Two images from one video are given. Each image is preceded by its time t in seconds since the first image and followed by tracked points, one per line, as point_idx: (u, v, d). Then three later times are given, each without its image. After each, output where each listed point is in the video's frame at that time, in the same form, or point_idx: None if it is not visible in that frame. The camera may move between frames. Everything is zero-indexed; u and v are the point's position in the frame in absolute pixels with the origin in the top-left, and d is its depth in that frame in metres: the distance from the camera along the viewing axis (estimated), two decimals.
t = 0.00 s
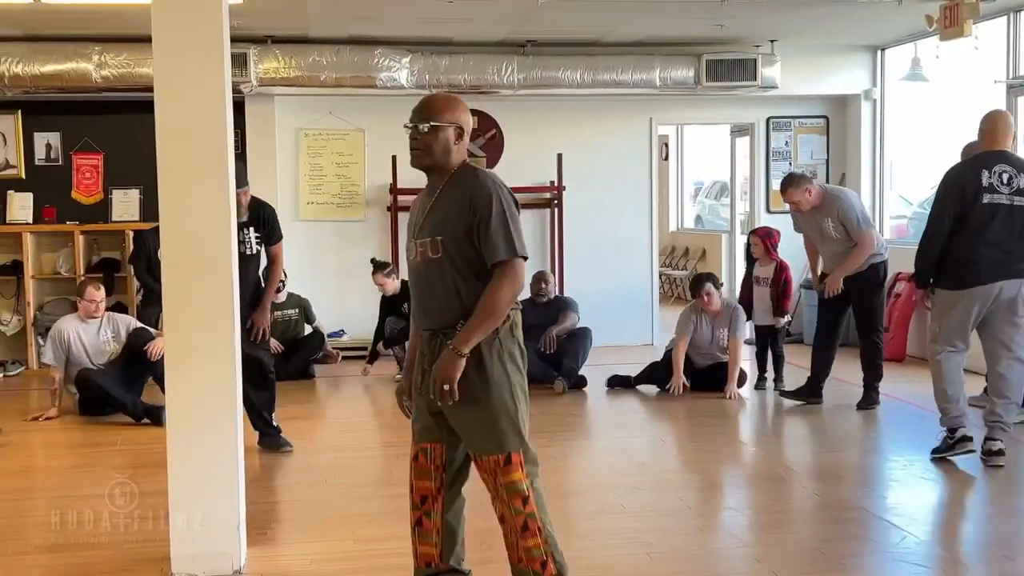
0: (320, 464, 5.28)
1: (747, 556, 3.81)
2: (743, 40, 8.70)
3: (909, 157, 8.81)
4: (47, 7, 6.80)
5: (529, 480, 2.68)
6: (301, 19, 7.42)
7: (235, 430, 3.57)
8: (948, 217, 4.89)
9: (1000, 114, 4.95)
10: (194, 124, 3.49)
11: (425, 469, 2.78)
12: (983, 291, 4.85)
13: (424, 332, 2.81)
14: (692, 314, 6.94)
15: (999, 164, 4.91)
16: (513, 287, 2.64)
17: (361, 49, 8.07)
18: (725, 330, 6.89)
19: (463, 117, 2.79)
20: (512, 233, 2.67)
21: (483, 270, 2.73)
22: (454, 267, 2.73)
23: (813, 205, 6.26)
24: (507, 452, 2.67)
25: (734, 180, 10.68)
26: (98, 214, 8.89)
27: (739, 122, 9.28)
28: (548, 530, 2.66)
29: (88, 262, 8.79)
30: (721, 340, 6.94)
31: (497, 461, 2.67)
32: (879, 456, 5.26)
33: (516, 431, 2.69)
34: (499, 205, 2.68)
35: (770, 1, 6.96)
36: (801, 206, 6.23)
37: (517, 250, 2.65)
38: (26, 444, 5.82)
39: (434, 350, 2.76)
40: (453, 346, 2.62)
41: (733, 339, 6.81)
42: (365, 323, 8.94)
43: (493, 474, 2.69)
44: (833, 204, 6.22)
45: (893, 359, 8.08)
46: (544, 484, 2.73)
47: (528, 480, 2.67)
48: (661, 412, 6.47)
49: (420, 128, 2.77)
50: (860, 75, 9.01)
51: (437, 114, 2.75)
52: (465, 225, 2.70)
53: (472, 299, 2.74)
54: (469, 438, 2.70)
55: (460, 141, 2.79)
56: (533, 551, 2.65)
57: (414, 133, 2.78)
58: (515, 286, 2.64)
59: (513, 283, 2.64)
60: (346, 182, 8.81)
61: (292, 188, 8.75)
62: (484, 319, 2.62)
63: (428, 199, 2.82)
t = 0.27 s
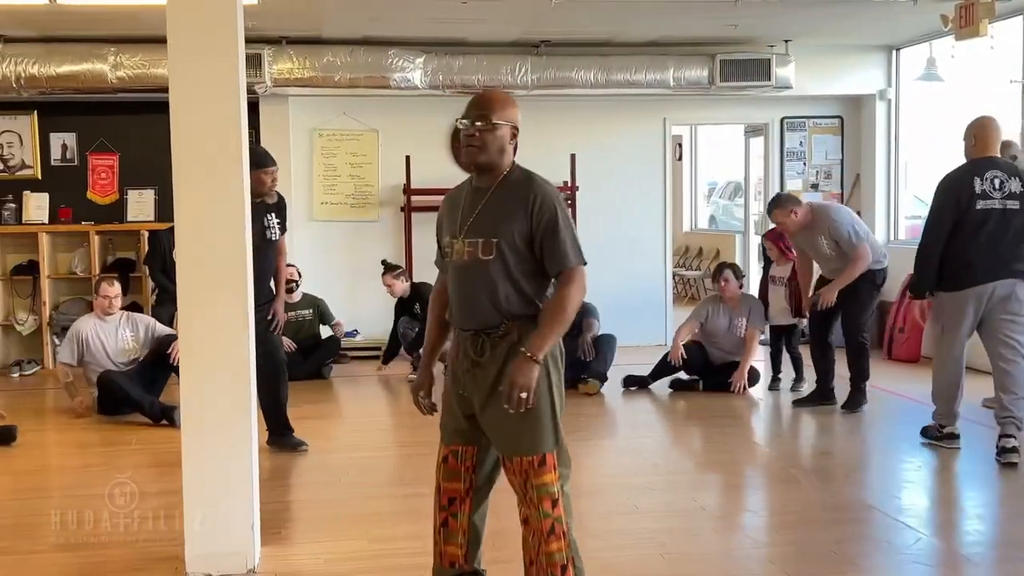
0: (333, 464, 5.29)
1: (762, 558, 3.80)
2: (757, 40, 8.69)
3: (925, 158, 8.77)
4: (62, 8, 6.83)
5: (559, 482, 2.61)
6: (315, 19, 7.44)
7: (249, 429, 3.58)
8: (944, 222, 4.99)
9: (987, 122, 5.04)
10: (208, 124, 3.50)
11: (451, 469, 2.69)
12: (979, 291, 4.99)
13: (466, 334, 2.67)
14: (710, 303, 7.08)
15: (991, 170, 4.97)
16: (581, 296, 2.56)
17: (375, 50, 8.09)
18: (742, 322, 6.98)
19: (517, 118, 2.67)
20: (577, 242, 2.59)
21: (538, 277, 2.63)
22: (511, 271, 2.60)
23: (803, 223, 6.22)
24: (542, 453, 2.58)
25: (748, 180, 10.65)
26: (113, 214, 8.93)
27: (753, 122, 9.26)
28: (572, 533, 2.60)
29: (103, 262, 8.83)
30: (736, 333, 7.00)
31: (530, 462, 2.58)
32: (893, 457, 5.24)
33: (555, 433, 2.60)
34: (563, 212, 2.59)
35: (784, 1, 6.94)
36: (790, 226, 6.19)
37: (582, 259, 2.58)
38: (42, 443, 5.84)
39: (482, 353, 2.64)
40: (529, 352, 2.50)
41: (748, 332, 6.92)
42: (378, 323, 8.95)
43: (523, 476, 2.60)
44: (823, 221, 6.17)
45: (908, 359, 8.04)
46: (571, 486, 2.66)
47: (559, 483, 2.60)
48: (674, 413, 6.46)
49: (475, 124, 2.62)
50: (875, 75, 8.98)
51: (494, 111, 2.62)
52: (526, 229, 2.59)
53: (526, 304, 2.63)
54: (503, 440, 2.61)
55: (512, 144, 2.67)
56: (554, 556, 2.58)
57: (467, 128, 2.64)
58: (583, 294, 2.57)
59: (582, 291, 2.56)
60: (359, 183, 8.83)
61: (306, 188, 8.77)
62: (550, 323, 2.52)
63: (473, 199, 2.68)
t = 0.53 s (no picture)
0: (344, 463, 5.29)
1: (773, 559, 3.79)
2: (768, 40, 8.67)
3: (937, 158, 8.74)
4: (75, 9, 6.86)
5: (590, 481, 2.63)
6: (327, 20, 7.45)
7: (260, 429, 3.59)
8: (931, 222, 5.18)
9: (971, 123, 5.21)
10: (219, 125, 3.51)
11: (485, 468, 2.69)
12: (967, 289, 5.16)
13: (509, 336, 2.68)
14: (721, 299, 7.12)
15: (975, 170, 5.15)
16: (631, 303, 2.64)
17: (386, 50, 8.10)
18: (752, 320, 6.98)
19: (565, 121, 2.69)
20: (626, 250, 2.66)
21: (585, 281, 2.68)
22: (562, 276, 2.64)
23: (795, 260, 6.24)
24: (575, 453, 2.60)
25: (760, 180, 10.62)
26: (125, 214, 8.96)
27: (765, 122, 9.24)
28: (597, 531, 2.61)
29: (116, 262, 8.86)
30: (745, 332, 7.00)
31: (564, 462, 2.60)
32: (904, 458, 5.22)
33: (588, 433, 2.63)
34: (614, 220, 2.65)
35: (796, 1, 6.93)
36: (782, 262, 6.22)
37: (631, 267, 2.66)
38: (55, 442, 5.87)
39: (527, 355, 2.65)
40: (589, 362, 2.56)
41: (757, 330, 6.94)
42: (389, 323, 8.96)
43: (555, 475, 2.61)
44: (815, 260, 6.19)
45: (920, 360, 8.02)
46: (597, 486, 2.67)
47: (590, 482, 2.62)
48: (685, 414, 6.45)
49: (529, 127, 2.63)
50: (887, 75, 8.95)
51: (549, 115, 2.63)
52: (578, 235, 2.63)
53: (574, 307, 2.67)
54: (541, 439, 2.62)
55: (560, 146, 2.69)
56: (578, 554, 2.59)
57: (519, 130, 2.63)
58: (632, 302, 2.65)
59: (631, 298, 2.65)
60: (371, 183, 8.84)
61: (318, 188, 8.79)
62: (610, 330, 2.61)
63: (518, 201, 2.69)
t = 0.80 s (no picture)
0: (353, 463, 5.30)
1: (781, 559, 3.78)
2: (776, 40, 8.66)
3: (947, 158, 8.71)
4: (85, 10, 6.88)
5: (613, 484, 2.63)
6: (335, 20, 7.46)
7: (269, 430, 3.60)
8: (931, 219, 5.21)
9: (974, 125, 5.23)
10: (230, 125, 3.52)
11: (506, 472, 2.65)
12: (967, 286, 5.16)
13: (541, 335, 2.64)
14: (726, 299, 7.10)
15: (976, 170, 5.17)
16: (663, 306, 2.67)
17: (395, 50, 8.10)
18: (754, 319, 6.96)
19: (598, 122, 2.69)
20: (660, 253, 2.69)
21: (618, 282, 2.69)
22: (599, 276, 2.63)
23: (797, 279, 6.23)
24: (603, 456, 2.60)
25: (769, 180, 10.61)
26: (135, 214, 8.99)
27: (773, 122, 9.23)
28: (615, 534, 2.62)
29: (125, 262, 8.89)
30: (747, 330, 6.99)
31: (592, 465, 2.59)
32: (913, 459, 5.21)
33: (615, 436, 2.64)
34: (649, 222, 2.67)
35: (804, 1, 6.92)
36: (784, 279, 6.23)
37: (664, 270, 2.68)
38: (65, 441, 5.89)
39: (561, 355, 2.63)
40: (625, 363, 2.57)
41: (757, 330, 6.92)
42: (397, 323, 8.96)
43: (583, 478, 2.59)
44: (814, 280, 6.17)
45: (929, 361, 7.99)
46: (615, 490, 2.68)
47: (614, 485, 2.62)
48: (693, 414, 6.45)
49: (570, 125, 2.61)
50: (896, 74, 8.93)
51: (587, 115, 2.62)
52: (617, 235, 2.63)
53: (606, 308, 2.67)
54: (570, 440, 2.61)
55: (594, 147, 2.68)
56: (597, 557, 2.59)
57: (559, 128, 2.61)
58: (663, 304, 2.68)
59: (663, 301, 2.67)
60: (379, 183, 8.85)
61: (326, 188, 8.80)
62: (644, 330, 2.61)
63: (552, 199, 2.66)
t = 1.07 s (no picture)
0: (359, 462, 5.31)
1: (788, 561, 3.77)
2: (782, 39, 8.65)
3: (953, 158, 8.70)
4: (91, 10, 6.90)
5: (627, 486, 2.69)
6: (340, 20, 7.46)
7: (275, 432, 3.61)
8: (945, 217, 5.23)
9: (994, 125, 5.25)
10: (238, 126, 3.52)
11: (545, 473, 2.61)
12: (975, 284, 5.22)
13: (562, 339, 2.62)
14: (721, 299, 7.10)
15: (992, 170, 5.21)
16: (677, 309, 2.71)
17: (401, 50, 8.10)
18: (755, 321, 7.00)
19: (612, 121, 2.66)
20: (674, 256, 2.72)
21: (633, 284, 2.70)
22: (618, 279, 2.63)
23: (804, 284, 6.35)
24: (621, 459, 2.65)
25: (775, 180, 10.60)
26: (141, 214, 9.01)
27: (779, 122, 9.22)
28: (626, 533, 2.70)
29: (132, 261, 8.90)
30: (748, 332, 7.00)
31: (613, 468, 2.64)
32: (919, 459, 5.20)
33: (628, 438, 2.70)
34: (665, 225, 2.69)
35: None
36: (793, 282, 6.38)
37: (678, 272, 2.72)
38: (71, 441, 5.90)
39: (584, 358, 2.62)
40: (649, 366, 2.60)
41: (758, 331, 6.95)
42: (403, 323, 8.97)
43: (603, 481, 2.64)
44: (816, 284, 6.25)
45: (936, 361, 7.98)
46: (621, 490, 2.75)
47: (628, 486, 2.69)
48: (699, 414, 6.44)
49: (590, 126, 2.58)
50: (903, 74, 8.91)
51: (606, 115, 2.60)
52: (635, 238, 2.64)
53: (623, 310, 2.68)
54: (591, 443, 2.64)
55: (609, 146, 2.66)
56: (610, 557, 2.66)
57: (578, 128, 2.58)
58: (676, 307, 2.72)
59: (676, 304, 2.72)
60: (385, 183, 8.86)
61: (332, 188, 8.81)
62: (664, 333, 2.64)
63: (568, 200, 2.62)
